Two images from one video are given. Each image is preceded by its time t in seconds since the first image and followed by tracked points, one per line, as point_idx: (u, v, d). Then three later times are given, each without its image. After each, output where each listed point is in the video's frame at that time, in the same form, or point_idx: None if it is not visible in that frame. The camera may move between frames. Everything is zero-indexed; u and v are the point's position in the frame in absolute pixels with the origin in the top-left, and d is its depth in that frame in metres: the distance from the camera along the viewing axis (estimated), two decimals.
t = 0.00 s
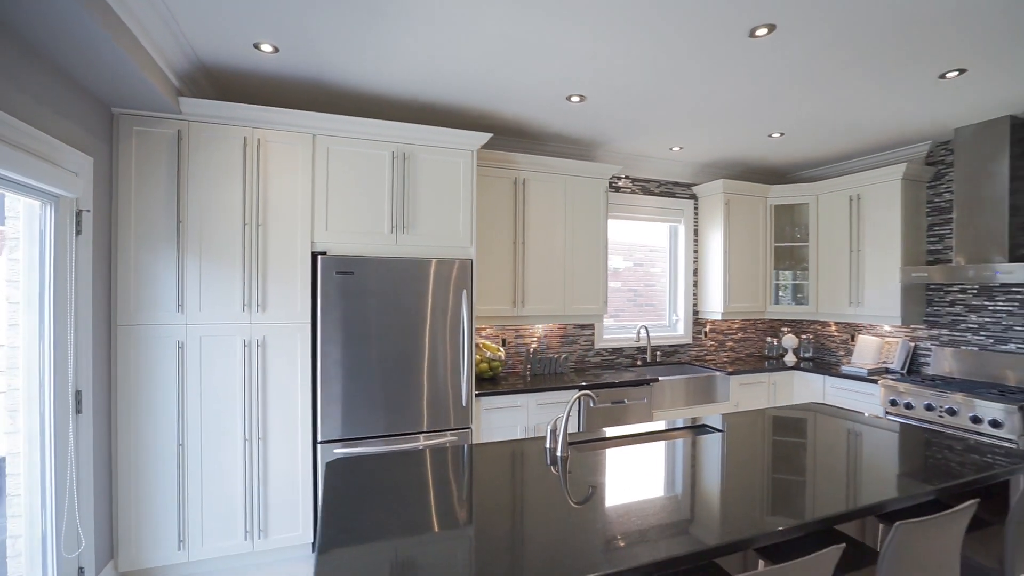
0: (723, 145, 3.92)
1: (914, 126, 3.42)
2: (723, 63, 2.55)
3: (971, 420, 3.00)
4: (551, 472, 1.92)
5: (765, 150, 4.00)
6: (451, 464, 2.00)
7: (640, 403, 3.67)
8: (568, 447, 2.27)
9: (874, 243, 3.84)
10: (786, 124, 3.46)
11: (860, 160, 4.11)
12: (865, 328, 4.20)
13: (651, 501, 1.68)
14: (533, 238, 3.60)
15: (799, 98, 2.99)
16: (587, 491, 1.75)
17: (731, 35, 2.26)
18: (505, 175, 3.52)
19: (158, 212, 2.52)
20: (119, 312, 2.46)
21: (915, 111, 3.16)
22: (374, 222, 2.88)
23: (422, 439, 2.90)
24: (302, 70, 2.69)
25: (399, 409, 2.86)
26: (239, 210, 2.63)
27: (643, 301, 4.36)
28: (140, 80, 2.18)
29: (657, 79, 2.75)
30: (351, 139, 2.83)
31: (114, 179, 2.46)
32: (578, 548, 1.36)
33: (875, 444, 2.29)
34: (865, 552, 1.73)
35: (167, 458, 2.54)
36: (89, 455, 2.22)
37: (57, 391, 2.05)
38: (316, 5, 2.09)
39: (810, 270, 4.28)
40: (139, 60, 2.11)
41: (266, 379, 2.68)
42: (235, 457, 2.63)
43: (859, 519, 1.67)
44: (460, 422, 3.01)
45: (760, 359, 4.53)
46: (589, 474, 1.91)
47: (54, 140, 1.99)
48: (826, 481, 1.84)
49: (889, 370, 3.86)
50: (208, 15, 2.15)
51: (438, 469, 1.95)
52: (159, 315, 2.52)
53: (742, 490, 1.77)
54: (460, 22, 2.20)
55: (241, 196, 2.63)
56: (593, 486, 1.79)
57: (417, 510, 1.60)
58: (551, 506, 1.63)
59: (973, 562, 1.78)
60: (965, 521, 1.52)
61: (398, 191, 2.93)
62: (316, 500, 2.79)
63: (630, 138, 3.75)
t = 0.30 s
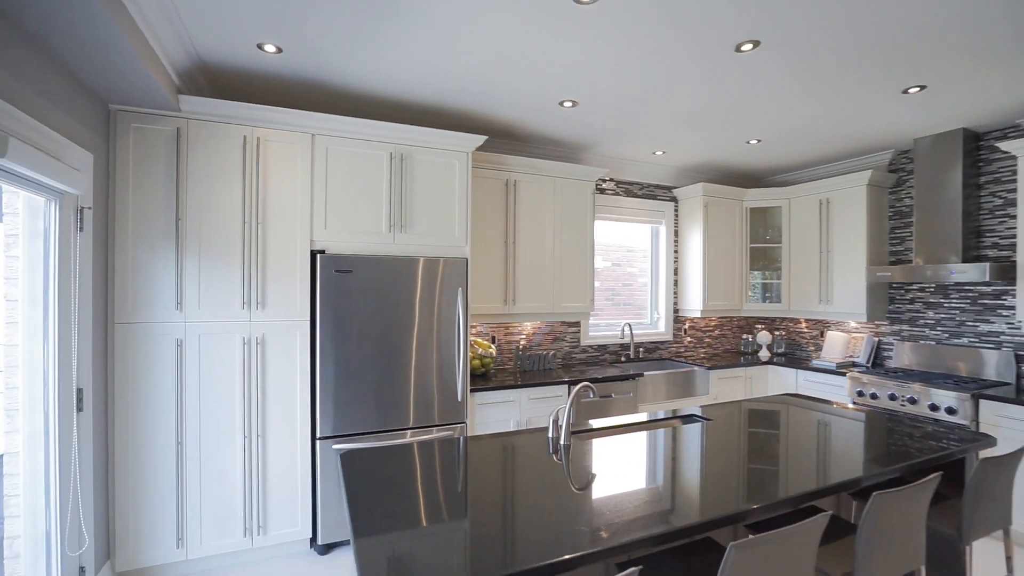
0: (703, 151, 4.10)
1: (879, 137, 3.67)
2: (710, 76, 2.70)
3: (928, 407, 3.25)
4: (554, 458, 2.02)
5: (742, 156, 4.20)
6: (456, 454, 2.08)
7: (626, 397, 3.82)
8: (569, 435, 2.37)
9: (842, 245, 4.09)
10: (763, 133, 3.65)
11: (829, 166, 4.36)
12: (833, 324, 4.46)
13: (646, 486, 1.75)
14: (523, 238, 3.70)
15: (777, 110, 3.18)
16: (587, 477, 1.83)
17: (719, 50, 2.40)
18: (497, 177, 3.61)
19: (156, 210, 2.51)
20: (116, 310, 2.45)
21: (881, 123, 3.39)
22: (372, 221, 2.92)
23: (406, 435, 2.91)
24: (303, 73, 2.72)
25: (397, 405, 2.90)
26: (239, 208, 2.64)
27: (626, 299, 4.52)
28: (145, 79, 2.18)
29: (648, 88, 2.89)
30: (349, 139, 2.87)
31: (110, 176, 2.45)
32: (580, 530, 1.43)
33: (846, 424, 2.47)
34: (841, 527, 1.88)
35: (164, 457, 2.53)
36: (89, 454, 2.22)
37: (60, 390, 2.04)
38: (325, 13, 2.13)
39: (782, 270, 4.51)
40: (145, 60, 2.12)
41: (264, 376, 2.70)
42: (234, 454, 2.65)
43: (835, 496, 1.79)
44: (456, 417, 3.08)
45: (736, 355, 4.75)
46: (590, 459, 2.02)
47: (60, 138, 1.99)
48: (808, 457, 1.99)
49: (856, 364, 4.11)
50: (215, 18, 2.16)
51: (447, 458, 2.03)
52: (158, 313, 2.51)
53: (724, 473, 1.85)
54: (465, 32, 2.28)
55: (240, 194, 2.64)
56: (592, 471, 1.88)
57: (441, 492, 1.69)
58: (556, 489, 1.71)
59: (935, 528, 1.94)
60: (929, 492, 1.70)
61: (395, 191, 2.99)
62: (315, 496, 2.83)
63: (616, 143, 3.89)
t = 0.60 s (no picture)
0: (678, 154, 4.24)
1: (842, 143, 3.87)
2: (688, 83, 2.82)
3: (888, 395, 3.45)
4: (541, 448, 2.08)
5: (715, 159, 4.36)
6: (447, 445, 2.12)
7: (605, 392, 3.91)
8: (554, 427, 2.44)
9: (808, 244, 4.29)
10: (736, 137, 3.80)
11: (795, 170, 4.57)
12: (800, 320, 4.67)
13: (630, 474, 1.79)
14: (505, 237, 3.76)
15: (749, 116, 3.33)
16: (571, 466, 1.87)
17: (698, 58, 2.51)
18: (479, 176, 3.66)
19: (135, 205, 2.46)
20: (95, 308, 2.40)
21: (845, 130, 3.58)
22: (357, 220, 2.94)
23: (386, 432, 2.92)
24: (287, 72, 2.70)
25: (382, 403, 2.92)
26: (222, 205, 2.62)
27: (604, 297, 4.63)
28: (129, 74, 2.15)
29: (629, 93, 2.98)
30: (335, 138, 2.88)
31: (88, 171, 2.39)
32: (567, 515, 1.45)
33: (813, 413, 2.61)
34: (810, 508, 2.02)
35: (145, 457, 2.49)
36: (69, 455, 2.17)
37: (41, 390, 2.00)
38: (316, 13, 2.14)
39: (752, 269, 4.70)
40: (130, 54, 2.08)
41: (248, 374, 2.68)
42: (217, 453, 2.62)
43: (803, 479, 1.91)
44: (441, 413, 3.11)
45: (709, 351, 4.92)
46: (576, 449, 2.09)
47: (41, 132, 1.94)
48: (781, 443, 2.09)
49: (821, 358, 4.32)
50: (202, 15, 2.14)
51: (437, 449, 2.06)
52: (137, 311, 2.47)
53: (702, 458, 1.95)
54: (454, 35, 2.32)
55: (223, 190, 2.62)
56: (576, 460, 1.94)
57: (436, 480, 1.73)
58: (543, 476, 1.77)
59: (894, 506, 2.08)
60: (890, 472, 1.84)
61: (380, 189, 3.00)
62: (300, 494, 2.82)
63: (595, 145, 3.98)
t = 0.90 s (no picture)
0: (649, 152, 4.33)
1: (805, 143, 4.01)
2: (658, 81, 2.88)
3: (848, 384, 3.60)
4: (516, 437, 2.10)
5: (685, 157, 4.46)
6: (422, 435, 2.12)
7: (579, 385, 3.97)
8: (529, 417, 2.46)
9: (773, 241, 4.43)
10: (704, 136, 3.90)
11: (761, 169, 4.71)
12: (766, 315, 4.82)
13: (602, 459, 1.82)
14: (479, 231, 3.77)
15: (717, 115, 3.42)
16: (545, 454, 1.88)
17: (668, 56, 2.57)
18: (453, 171, 3.66)
19: (95, 194, 2.38)
20: (52, 300, 2.30)
21: (807, 131, 3.72)
22: (329, 212, 2.91)
23: (359, 427, 2.89)
24: (256, 61, 2.65)
25: (356, 397, 2.90)
26: (189, 196, 2.55)
27: (578, 293, 4.68)
28: (89, 58, 2.08)
29: (601, 90, 3.03)
30: (307, 129, 2.84)
31: (44, 158, 2.30)
32: (540, 496, 1.48)
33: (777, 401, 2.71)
34: (774, 490, 2.12)
35: (107, 455, 2.40)
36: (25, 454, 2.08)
37: None
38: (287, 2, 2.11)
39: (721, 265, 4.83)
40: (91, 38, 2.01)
41: (216, 368, 2.62)
42: (183, 449, 2.55)
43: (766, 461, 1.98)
44: (415, 407, 3.10)
45: (680, 345, 5.03)
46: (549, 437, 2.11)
47: None
48: (747, 429, 2.16)
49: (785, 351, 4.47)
50: None
51: (412, 439, 2.06)
52: (98, 304, 2.38)
53: (672, 442, 2.00)
54: (428, 28, 2.32)
55: (189, 179, 2.55)
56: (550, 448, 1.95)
57: (412, 467, 1.73)
58: (518, 462, 1.79)
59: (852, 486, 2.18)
60: (847, 452, 1.93)
61: (353, 181, 2.98)
62: (271, 491, 2.77)
63: (569, 141, 4.03)
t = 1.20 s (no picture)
0: (626, 150, 4.37)
1: (776, 143, 4.11)
2: (633, 78, 2.91)
3: (818, 377, 3.69)
4: (494, 430, 2.10)
5: (660, 156, 4.52)
6: (398, 429, 2.11)
7: (557, 381, 3.99)
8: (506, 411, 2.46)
9: (746, 238, 4.53)
10: (679, 135, 3.96)
11: (734, 167, 4.80)
12: (739, 311, 4.92)
13: (579, 450, 1.83)
14: (457, 227, 3.76)
15: (691, 113, 3.48)
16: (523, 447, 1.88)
17: (643, 53, 2.60)
18: (431, 166, 3.64)
19: (57, 184, 2.29)
20: (10, 295, 2.21)
21: (779, 130, 3.80)
22: (304, 206, 2.86)
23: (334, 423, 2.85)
24: (227, 50, 2.59)
25: (331, 393, 2.86)
26: (157, 188, 2.48)
27: (555, 289, 4.71)
28: (49, 41, 2.00)
29: (578, 86, 3.05)
30: (281, 122, 2.79)
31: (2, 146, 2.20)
32: (516, 486, 1.48)
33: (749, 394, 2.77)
34: (746, 479, 2.16)
35: (69, 455, 2.32)
36: None
37: None
38: None
39: (696, 262, 4.91)
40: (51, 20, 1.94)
41: (186, 365, 2.56)
42: (151, 449, 2.48)
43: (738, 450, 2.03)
44: (392, 403, 3.07)
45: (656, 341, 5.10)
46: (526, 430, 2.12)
47: None
48: (720, 420, 2.19)
49: (758, 346, 4.57)
50: None
51: (388, 433, 2.04)
52: (59, 299, 2.30)
53: (646, 434, 2.03)
54: (403, 19, 2.30)
55: (157, 170, 2.48)
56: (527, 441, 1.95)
57: (389, 461, 1.72)
58: (494, 455, 1.79)
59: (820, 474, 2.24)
60: (815, 440, 1.99)
61: (328, 175, 2.94)
62: (243, 490, 2.72)
63: (547, 138, 4.05)
